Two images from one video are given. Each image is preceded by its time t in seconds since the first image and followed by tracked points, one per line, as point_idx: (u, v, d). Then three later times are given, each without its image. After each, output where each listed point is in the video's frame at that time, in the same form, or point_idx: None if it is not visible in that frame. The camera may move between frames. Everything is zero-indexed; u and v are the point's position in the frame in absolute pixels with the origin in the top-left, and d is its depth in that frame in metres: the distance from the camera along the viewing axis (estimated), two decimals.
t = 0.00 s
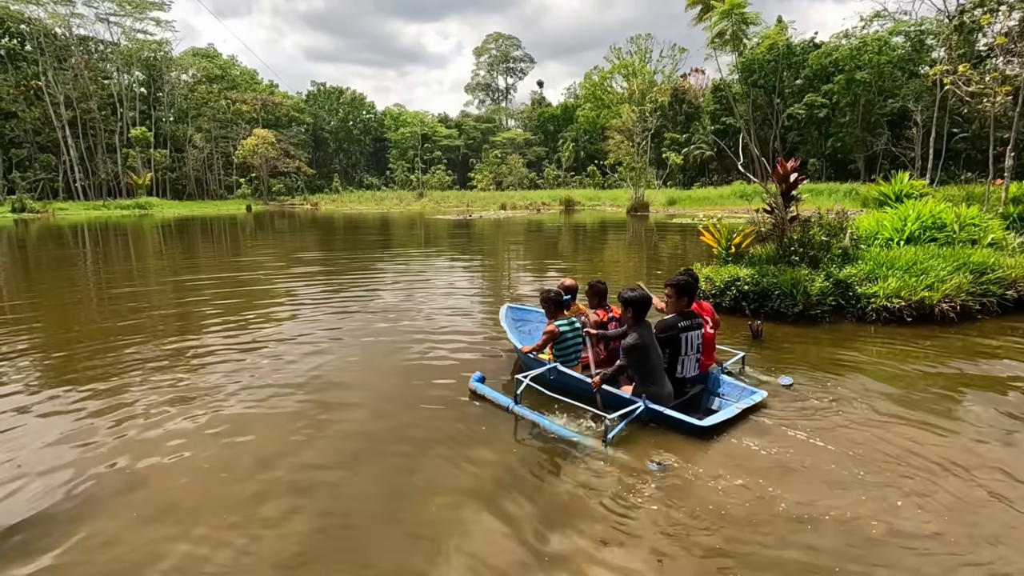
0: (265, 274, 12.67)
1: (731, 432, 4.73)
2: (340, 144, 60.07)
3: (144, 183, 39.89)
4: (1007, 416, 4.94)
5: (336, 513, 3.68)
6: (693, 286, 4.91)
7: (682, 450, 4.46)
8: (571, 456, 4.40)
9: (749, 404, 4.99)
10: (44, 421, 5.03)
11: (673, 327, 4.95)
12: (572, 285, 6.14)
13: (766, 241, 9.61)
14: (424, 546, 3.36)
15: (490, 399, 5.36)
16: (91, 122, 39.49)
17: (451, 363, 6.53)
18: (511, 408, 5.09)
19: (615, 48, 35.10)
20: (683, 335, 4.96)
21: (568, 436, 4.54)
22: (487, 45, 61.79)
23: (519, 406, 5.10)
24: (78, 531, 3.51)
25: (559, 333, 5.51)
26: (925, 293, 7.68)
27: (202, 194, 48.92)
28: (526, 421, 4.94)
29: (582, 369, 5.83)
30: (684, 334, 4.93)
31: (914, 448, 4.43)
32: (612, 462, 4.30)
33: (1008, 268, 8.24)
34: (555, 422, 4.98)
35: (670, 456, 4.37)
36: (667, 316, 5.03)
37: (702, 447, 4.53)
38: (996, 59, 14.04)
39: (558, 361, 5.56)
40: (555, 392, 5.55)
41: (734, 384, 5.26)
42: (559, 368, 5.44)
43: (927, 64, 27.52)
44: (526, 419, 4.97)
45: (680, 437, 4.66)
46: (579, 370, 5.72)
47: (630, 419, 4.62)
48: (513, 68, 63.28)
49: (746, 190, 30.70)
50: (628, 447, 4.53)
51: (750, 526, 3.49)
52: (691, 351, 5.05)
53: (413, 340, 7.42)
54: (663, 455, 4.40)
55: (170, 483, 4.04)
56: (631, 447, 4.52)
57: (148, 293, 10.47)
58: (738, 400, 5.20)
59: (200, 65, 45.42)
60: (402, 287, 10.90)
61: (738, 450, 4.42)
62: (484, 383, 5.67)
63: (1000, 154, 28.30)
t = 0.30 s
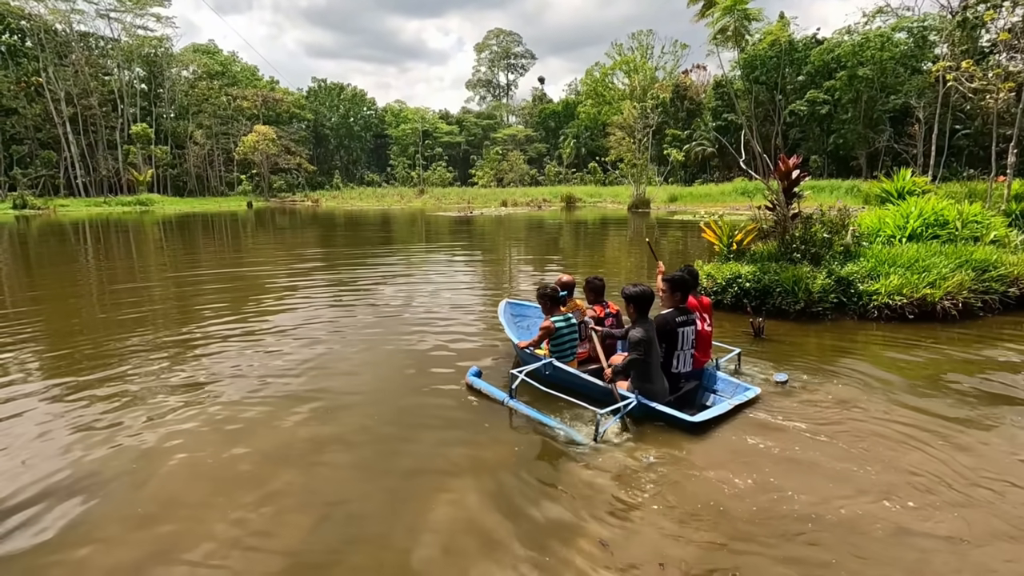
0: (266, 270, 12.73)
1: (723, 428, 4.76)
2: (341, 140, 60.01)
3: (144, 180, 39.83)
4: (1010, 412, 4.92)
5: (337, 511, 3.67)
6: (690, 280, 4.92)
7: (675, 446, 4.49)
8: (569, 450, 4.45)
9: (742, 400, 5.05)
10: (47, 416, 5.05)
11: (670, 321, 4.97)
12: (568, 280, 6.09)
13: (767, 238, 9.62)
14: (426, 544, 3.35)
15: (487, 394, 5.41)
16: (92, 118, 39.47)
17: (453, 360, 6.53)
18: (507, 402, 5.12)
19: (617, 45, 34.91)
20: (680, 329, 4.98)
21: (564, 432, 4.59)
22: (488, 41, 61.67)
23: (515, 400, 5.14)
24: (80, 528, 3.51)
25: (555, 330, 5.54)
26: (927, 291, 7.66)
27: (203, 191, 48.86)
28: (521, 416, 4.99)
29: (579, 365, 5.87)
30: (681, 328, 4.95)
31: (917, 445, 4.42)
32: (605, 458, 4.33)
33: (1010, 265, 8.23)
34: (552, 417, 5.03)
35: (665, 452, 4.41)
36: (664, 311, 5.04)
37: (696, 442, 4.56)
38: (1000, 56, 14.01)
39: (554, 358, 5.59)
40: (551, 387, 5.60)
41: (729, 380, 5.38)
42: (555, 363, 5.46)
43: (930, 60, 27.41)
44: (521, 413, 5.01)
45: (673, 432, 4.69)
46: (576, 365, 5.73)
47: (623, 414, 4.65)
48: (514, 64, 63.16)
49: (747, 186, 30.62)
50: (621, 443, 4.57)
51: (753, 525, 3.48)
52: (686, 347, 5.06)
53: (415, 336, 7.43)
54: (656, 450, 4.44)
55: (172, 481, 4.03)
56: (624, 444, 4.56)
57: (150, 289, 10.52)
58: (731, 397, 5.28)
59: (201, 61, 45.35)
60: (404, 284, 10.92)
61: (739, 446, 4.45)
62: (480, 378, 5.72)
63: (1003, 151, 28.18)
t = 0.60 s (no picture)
0: (266, 265, 12.75)
1: (717, 422, 4.78)
2: (342, 136, 59.92)
3: (144, 175, 39.78)
4: (1011, 409, 4.92)
5: (337, 511, 3.62)
6: (683, 276, 4.97)
7: (668, 440, 4.52)
8: (565, 446, 4.44)
9: (736, 395, 5.06)
10: (49, 414, 5.04)
11: (662, 316, 4.99)
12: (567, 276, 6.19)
13: (768, 235, 9.62)
14: (424, 546, 3.29)
15: (485, 387, 5.47)
16: (92, 113, 39.42)
17: (454, 355, 6.54)
18: (504, 396, 5.20)
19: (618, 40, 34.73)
20: (671, 324, 5.01)
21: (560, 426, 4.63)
22: (489, 36, 61.51)
23: (512, 394, 5.21)
24: (80, 528, 3.48)
25: (552, 324, 5.63)
26: (928, 288, 7.66)
27: (203, 186, 48.83)
28: (518, 409, 5.05)
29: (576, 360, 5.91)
30: (672, 323, 4.98)
31: (919, 442, 4.39)
32: (598, 451, 4.37)
33: (1012, 262, 8.22)
34: (548, 411, 5.07)
35: (659, 446, 4.44)
36: (656, 305, 5.07)
37: (688, 436, 4.58)
38: (1001, 52, 13.97)
39: (551, 351, 5.68)
40: (548, 381, 5.64)
41: (724, 375, 5.38)
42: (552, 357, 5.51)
43: (932, 55, 27.30)
44: (518, 407, 5.07)
45: (667, 425, 4.70)
46: (573, 360, 5.79)
47: (617, 407, 4.67)
48: (515, 59, 63.00)
49: (748, 183, 30.54)
50: (616, 436, 4.59)
51: (757, 525, 3.42)
52: (679, 341, 5.09)
53: (416, 332, 7.44)
54: (649, 444, 4.48)
55: (172, 480, 4.01)
56: (619, 437, 4.58)
57: (150, 284, 10.55)
58: (726, 391, 5.29)
59: (201, 56, 45.25)
60: (405, 279, 10.93)
61: (741, 444, 4.41)
62: (478, 371, 5.76)
63: (1005, 148, 28.09)
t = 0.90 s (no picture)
0: (267, 262, 12.78)
1: (711, 417, 4.81)
2: (342, 133, 59.88)
3: (144, 172, 39.74)
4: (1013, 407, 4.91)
5: (337, 509, 3.59)
6: (676, 274, 4.97)
7: (663, 433, 4.55)
8: (562, 439, 4.48)
9: (732, 389, 5.07)
10: (50, 410, 5.02)
11: (656, 314, 5.02)
12: (565, 272, 6.21)
13: (769, 233, 9.62)
14: (424, 544, 3.28)
15: (481, 381, 5.51)
16: (92, 110, 39.39)
17: (454, 353, 6.53)
18: (500, 389, 5.25)
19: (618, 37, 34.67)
20: (666, 321, 5.03)
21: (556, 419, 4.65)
22: (489, 34, 61.45)
23: (509, 387, 5.26)
24: (79, 525, 3.44)
25: (550, 320, 5.64)
26: (930, 285, 7.65)
27: (204, 183, 48.85)
28: (515, 403, 5.09)
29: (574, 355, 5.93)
30: (666, 320, 5.01)
31: (921, 440, 4.38)
32: (594, 444, 4.39)
33: (1013, 260, 8.21)
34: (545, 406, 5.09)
35: (654, 440, 4.46)
36: (650, 303, 5.10)
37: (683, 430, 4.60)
38: (1003, 50, 13.96)
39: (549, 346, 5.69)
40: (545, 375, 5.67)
41: (719, 370, 5.38)
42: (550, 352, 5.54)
43: (934, 53, 27.26)
44: (515, 400, 5.11)
45: (661, 419, 4.73)
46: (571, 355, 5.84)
47: (612, 400, 4.69)
48: (515, 57, 62.93)
49: (749, 180, 30.53)
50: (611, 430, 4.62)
51: (758, 524, 3.40)
52: (674, 337, 5.12)
53: (417, 329, 7.43)
54: (644, 437, 4.50)
55: (174, 475, 4.00)
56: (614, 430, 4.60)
57: (150, 281, 10.58)
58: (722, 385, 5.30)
59: (201, 53, 45.19)
60: (406, 277, 10.93)
61: (740, 440, 4.42)
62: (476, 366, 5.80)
63: (1006, 146, 28.07)
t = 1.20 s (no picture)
0: (267, 261, 12.82)
1: (705, 414, 4.83)
2: (342, 132, 59.88)
3: (145, 172, 39.73)
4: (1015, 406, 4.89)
5: (339, 510, 3.58)
6: (671, 273, 5.11)
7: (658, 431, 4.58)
8: (561, 436, 4.53)
9: (727, 385, 5.09)
10: (50, 411, 5.00)
11: (650, 311, 5.11)
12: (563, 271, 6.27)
13: (770, 232, 9.63)
14: (426, 543, 3.27)
15: (478, 377, 5.57)
16: (92, 110, 39.40)
17: (454, 352, 6.52)
18: (497, 386, 5.30)
19: (618, 36, 34.64)
20: (659, 320, 5.11)
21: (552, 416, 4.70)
22: (489, 33, 61.45)
23: (505, 384, 5.31)
24: (81, 525, 3.43)
25: (547, 316, 5.74)
26: (930, 284, 7.65)
27: (204, 183, 48.84)
28: (512, 400, 5.15)
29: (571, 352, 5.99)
30: (660, 318, 5.09)
31: (925, 440, 4.36)
32: (587, 439, 4.44)
33: (1013, 259, 8.22)
34: (542, 402, 5.14)
35: (651, 437, 4.49)
36: (644, 302, 5.20)
37: (677, 427, 4.64)
38: (1003, 49, 13.97)
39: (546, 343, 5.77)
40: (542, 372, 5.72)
41: (715, 367, 5.37)
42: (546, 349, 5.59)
43: (933, 52, 27.28)
44: (512, 397, 5.17)
45: (655, 415, 4.76)
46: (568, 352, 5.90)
47: (607, 396, 4.73)
48: (515, 56, 62.95)
49: (749, 180, 30.54)
50: (606, 427, 4.66)
51: (760, 523, 3.40)
52: (669, 335, 5.18)
53: (417, 328, 7.43)
54: (640, 434, 4.54)
55: (175, 474, 3.99)
56: (608, 428, 4.64)
57: (151, 280, 10.63)
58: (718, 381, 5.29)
59: (201, 53, 45.19)
60: (406, 276, 10.93)
61: (743, 438, 4.42)
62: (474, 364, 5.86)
63: (1006, 145, 28.07)
